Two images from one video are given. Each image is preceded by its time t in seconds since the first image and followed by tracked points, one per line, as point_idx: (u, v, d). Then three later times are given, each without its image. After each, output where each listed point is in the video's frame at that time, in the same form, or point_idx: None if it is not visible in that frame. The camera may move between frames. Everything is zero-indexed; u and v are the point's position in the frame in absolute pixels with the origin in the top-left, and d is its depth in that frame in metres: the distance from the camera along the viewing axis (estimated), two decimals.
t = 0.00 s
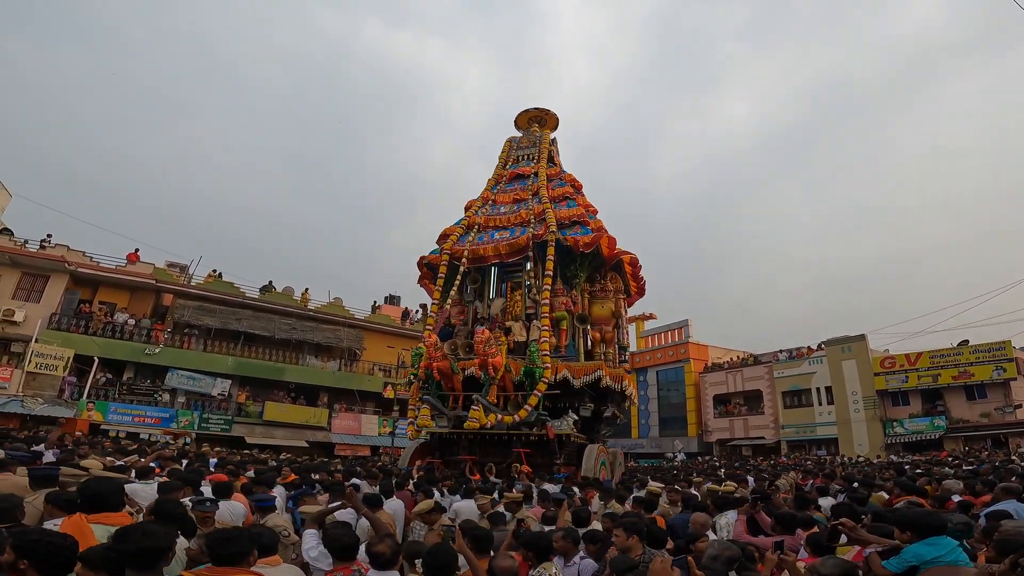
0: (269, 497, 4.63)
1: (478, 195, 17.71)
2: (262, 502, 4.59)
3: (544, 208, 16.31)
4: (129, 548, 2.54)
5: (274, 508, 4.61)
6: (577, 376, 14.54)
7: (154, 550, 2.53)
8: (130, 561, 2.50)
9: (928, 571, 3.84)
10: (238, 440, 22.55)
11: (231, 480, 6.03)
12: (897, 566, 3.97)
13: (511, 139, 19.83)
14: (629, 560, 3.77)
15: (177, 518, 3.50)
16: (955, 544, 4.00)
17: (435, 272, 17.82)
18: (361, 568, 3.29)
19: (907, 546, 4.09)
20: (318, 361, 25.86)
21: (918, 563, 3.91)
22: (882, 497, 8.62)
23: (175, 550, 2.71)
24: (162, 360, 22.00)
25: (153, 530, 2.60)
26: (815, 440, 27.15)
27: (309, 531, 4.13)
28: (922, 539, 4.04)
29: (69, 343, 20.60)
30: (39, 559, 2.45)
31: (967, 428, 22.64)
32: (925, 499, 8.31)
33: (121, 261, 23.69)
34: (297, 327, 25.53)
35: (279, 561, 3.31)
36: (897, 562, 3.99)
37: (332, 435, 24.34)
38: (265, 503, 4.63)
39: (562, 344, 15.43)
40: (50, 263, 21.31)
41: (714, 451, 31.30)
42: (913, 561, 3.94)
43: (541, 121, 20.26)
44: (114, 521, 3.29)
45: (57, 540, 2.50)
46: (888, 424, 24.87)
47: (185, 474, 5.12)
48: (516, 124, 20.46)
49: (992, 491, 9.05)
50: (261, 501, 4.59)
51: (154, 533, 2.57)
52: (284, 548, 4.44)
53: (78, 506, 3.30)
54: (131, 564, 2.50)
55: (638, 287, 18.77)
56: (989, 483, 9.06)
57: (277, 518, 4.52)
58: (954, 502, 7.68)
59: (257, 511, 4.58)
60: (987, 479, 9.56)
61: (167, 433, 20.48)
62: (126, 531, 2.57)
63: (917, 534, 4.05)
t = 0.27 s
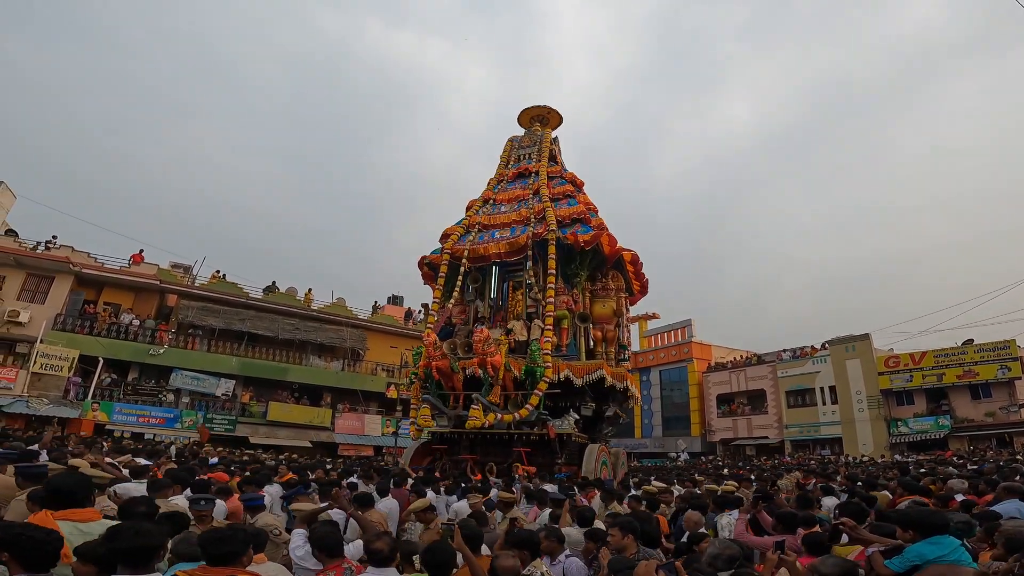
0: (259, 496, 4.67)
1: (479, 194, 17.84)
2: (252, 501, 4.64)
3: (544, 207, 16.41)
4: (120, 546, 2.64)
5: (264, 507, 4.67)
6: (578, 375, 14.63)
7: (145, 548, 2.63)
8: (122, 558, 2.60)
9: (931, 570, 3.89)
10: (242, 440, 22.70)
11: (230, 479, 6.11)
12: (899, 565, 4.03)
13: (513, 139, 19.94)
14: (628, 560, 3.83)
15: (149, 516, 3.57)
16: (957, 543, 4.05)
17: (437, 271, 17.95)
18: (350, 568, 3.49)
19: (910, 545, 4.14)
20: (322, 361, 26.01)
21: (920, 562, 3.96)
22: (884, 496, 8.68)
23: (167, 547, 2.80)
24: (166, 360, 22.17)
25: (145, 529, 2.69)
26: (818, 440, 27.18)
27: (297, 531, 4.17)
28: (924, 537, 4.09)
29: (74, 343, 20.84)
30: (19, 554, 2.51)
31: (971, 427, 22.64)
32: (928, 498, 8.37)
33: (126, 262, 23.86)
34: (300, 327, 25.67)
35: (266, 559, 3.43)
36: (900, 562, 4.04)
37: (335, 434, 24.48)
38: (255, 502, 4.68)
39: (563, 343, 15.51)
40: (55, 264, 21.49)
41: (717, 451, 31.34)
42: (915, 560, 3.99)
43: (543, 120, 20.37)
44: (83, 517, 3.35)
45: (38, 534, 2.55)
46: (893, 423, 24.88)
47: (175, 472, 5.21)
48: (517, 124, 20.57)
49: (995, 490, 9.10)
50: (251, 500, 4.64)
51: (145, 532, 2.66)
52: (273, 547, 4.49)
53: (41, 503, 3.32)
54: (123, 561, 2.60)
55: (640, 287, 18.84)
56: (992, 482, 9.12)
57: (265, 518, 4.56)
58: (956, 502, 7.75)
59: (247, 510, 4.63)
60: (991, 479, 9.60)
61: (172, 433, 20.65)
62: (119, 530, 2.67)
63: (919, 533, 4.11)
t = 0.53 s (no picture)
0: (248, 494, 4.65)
1: (481, 194, 17.88)
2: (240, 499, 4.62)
3: (546, 206, 16.44)
4: (122, 541, 2.66)
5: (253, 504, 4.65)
6: (580, 374, 14.65)
7: (146, 544, 2.66)
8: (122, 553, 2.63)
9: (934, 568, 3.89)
10: (245, 439, 22.80)
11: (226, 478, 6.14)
12: (902, 565, 4.03)
13: (514, 138, 19.98)
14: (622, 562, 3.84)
15: (107, 513, 3.70)
16: (959, 542, 4.06)
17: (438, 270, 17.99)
18: (335, 564, 3.48)
19: (913, 543, 4.15)
20: (324, 361, 26.09)
21: (923, 560, 3.96)
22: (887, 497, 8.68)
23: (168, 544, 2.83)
24: (170, 360, 22.26)
25: (147, 525, 2.71)
26: (822, 439, 27.15)
27: (276, 529, 4.15)
28: (926, 537, 4.11)
29: (79, 344, 20.89)
30: (4, 548, 2.49)
31: (975, 427, 22.60)
32: (931, 497, 8.38)
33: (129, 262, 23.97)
34: (303, 327, 25.74)
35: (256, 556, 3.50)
36: (903, 561, 4.04)
37: (338, 434, 24.56)
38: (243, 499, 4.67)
39: (565, 342, 15.53)
40: (59, 264, 21.58)
41: (720, 450, 31.33)
42: (918, 559, 3.99)
43: (545, 119, 20.42)
44: (57, 513, 3.31)
45: (22, 528, 2.55)
46: (897, 423, 24.84)
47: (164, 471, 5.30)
48: (519, 123, 20.62)
49: (998, 489, 9.09)
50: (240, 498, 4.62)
51: (146, 529, 2.68)
52: (261, 545, 4.45)
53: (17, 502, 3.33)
54: (126, 556, 2.64)
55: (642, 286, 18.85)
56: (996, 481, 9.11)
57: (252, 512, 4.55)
58: (959, 501, 7.76)
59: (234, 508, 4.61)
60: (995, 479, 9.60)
61: (176, 433, 20.77)
62: (122, 525, 2.69)
63: (921, 532, 4.12)
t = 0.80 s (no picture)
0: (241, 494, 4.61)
1: (483, 192, 17.92)
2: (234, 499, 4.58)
3: (549, 204, 16.47)
4: (127, 538, 2.65)
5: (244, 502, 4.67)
6: (584, 373, 14.67)
7: (150, 542, 2.64)
8: (125, 549, 2.61)
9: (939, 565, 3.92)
10: (249, 439, 22.89)
11: (222, 475, 6.19)
12: (908, 564, 4.04)
13: (516, 136, 20.01)
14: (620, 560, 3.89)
15: (95, 509, 3.79)
16: (962, 539, 4.10)
17: (439, 269, 18.01)
18: (316, 558, 3.41)
19: (915, 542, 4.17)
20: (328, 360, 26.16)
21: (929, 558, 3.97)
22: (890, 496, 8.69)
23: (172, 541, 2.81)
24: (174, 360, 22.34)
25: (153, 523, 2.70)
26: (825, 439, 27.12)
27: (263, 525, 4.14)
28: (928, 535, 4.15)
29: (83, 344, 20.95)
30: None
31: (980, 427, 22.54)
32: (935, 497, 8.38)
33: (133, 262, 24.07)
34: (307, 327, 25.81)
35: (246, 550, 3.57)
36: (908, 560, 4.05)
37: (341, 434, 24.64)
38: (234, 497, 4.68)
39: (568, 341, 15.56)
40: (63, 264, 21.66)
41: (723, 450, 31.32)
42: (923, 557, 4.00)
43: (547, 118, 20.46)
44: (49, 510, 3.38)
45: None
46: (901, 422, 24.79)
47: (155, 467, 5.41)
48: (521, 122, 20.65)
49: (1003, 489, 9.08)
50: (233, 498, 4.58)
51: (151, 527, 2.66)
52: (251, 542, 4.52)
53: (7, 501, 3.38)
54: (130, 554, 2.62)
55: (644, 285, 18.86)
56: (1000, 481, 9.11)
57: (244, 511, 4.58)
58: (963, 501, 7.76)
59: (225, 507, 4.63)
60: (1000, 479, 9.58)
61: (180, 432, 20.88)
62: (128, 521, 2.69)
63: (923, 530, 4.16)
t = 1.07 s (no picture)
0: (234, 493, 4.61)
1: (484, 190, 17.99)
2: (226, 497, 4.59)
3: (550, 202, 16.53)
4: (108, 535, 2.64)
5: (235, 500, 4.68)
6: (586, 372, 14.71)
7: (133, 538, 2.62)
8: (109, 548, 2.58)
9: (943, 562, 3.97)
10: (252, 439, 23.00)
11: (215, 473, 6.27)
12: (910, 560, 4.10)
13: (518, 134, 20.07)
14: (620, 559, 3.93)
15: (78, 503, 3.82)
16: (963, 536, 4.17)
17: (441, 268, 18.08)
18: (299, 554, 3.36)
19: (916, 540, 4.23)
20: (331, 360, 26.27)
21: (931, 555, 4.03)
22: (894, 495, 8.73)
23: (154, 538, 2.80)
24: (178, 360, 22.44)
25: (136, 519, 2.69)
26: (829, 439, 27.12)
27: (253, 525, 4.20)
28: (928, 532, 4.21)
29: (87, 343, 21.14)
30: None
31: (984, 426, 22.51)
32: (939, 496, 8.40)
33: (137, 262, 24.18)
34: (310, 327, 25.90)
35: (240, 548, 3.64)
36: (911, 557, 4.11)
37: (344, 434, 24.75)
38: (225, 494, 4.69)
39: (569, 339, 15.62)
40: (67, 264, 21.75)
41: (726, 450, 31.35)
42: (925, 554, 4.07)
43: (548, 116, 20.55)
44: (43, 505, 3.46)
45: None
46: (905, 422, 24.77)
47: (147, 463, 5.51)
48: (523, 120, 20.73)
49: (1006, 488, 9.10)
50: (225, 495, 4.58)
51: (133, 523, 2.65)
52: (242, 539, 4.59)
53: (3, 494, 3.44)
54: (113, 550, 2.59)
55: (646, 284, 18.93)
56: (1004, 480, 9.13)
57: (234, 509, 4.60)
58: (966, 500, 7.80)
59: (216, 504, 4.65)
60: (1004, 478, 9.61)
61: (183, 432, 21.00)
62: (110, 519, 2.68)
63: (924, 528, 4.22)
